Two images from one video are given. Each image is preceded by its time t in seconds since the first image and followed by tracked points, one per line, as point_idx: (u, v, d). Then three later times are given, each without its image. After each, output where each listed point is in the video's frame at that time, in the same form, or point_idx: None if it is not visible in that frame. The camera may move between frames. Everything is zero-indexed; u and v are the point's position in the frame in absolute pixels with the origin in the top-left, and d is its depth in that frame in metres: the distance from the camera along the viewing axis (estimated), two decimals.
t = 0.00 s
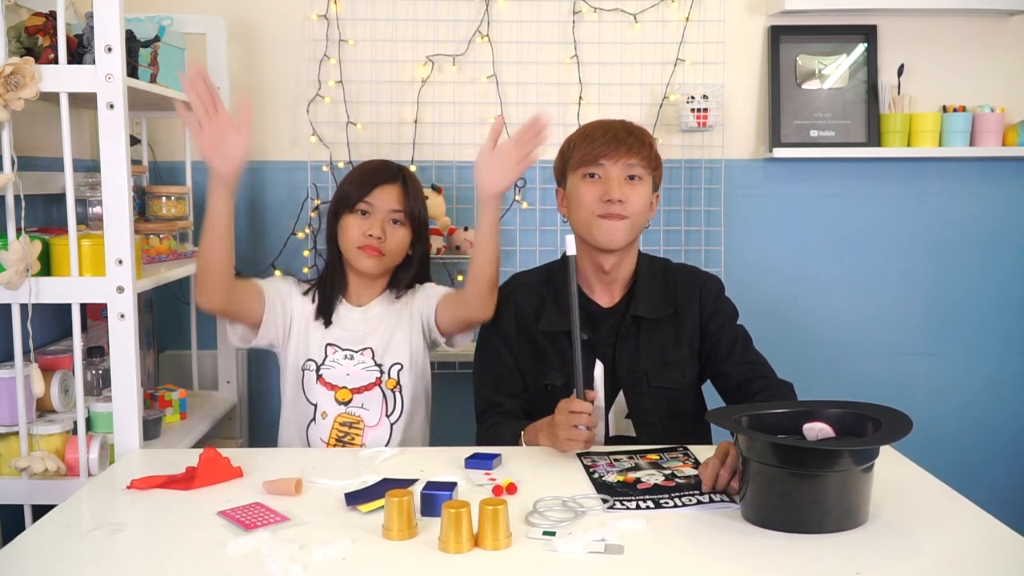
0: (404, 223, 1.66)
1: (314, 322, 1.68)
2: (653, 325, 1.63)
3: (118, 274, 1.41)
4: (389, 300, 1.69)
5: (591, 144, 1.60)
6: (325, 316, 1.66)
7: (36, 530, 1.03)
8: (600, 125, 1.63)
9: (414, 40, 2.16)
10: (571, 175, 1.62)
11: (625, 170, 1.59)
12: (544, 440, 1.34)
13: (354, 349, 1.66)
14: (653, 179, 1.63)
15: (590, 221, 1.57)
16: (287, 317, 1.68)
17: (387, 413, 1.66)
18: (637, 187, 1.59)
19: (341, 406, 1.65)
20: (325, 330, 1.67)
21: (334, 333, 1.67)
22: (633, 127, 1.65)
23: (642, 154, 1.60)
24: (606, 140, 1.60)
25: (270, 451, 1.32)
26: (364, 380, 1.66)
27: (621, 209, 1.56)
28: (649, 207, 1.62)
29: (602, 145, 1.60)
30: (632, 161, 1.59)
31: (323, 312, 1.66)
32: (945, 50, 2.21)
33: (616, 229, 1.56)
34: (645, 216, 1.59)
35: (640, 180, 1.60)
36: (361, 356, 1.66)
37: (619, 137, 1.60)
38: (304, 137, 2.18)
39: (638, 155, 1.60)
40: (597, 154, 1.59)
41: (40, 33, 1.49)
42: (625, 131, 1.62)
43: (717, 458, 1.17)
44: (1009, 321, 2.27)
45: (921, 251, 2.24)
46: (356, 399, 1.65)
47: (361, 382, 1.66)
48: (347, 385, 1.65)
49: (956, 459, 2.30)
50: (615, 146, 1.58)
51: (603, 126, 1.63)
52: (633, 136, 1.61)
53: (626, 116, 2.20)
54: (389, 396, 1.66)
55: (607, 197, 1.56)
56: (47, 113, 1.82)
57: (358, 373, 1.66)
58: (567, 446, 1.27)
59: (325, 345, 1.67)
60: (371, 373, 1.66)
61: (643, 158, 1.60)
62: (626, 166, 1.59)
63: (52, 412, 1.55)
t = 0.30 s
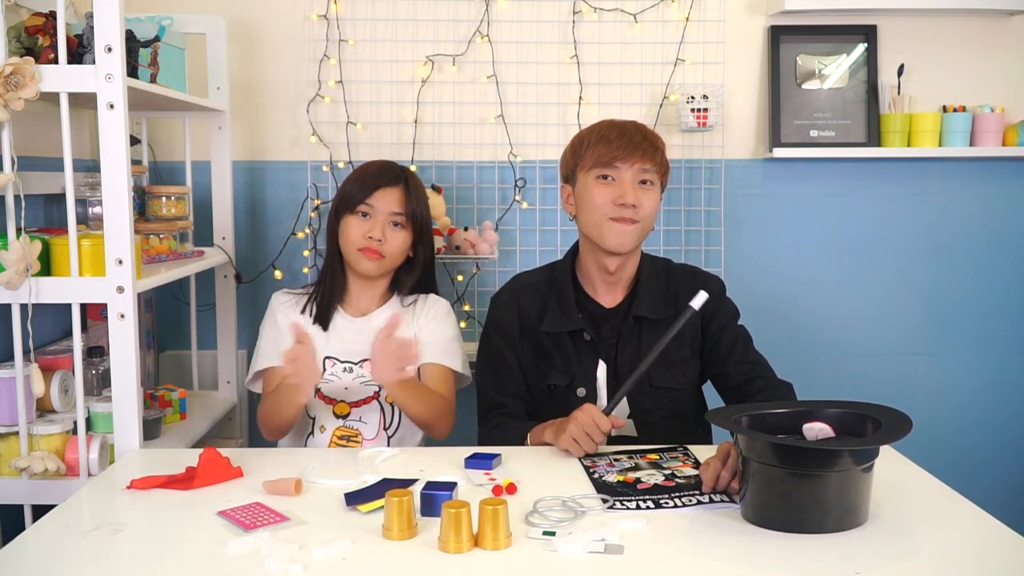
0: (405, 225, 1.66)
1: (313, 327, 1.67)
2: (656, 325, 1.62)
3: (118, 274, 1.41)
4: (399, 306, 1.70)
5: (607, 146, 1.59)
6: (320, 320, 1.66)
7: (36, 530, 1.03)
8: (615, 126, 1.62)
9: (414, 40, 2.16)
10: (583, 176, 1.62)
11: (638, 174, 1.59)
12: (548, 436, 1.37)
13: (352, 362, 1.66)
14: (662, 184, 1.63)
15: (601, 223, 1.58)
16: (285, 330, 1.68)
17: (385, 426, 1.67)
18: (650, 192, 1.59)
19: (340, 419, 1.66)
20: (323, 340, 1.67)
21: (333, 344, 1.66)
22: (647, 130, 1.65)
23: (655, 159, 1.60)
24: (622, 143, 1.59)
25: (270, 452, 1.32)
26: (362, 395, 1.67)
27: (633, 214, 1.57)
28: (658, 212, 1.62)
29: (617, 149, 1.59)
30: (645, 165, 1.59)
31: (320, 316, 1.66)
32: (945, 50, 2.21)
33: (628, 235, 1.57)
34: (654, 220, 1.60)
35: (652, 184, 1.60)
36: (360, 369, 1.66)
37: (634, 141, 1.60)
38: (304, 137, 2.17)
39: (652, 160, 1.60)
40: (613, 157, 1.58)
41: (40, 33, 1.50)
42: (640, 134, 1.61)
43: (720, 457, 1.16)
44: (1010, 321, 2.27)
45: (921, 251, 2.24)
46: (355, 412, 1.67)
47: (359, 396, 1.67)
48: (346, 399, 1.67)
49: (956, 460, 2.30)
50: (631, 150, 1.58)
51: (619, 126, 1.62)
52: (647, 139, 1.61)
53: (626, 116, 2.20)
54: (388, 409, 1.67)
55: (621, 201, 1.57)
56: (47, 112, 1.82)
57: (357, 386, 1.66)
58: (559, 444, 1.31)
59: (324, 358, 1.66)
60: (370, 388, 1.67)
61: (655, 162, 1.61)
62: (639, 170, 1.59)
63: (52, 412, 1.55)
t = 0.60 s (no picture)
0: (402, 225, 1.66)
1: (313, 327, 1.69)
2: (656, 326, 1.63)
3: (118, 274, 1.41)
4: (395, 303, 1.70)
5: (609, 148, 1.60)
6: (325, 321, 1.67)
7: (36, 529, 1.03)
8: (616, 127, 1.62)
9: (414, 40, 2.16)
10: (584, 177, 1.62)
11: (639, 176, 1.59)
12: (548, 437, 1.37)
13: (353, 362, 1.67)
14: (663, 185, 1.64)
15: (602, 225, 1.58)
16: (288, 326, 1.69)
17: (386, 425, 1.66)
18: (650, 194, 1.59)
19: (340, 418, 1.66)
20: (324, 340, 1.68)
21: (333, 342, 1.68)
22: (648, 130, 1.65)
23: (655, 160, 1.60)
24: (623, 145, 1.59)
25: (270, 452, 1.32)
26: (363, 394, 1.67)
27: (633, 216, 1.57)
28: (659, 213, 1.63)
29: (618, 150, 1.59)
30: (647, 167, 1.59)
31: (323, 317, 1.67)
32: (945, 50, 2.21)
33: (630, 237, 1.57)
34: (654, 222, 1.60)
35: (653, 186, 1.60)
36: (360, 369, 1.67)
37: (636, 143, 1.59)
38: (304, 137, 2.18)
39: (653, 162, 1.60)
40: (614, 160, 1.58)
41: (40, 33, 1.49)
42: (641, 135, 1.61)
43: (720, 457, 1.16)
44: (1010, 321, 2.27)
45: (921, 251, 2.24)
46: (355, 412, 1.66)
47: (360, 395, 1.67)
48: (346, 398, 1.66)
49: (957, 460, 2.30)
50: (632, 152, 1.58)
51: (619, 128, 1.62)
52: (648, 141, 1.61)
53: (626, 116, 2.20)
54: (389, 408, 1.67)
55: (621, 203, 1.57)
56: (47, 112, 1.82)
57: (357, 385, 1.67)
58: (557, 445, 1.30)
59: (325, 357, 1.68)
60: (370, 387, 1.67)
61: (656, 163, 1.60)
62: (640, 172, 1.59)
63: (52, 412, 1.55)
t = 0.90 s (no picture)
0: (401, 225, 1.65)
1: (312, 327, 1.67)
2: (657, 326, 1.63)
3: (118, 274, 1.41)
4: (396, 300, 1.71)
5: (587, 148, 1.60)
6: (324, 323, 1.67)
7: (37, 529, 1.03)
8: (599, 127, 1.62)
9: (414, 40, 2.16)
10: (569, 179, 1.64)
11: (620, 172, 1.58)
12: (548, 437, 1.37)
13: (353, 359, 1.66)
14: (653, 180, 1.61)
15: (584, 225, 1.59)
16: (286, 325, 1.67)
17: (386, 424, 1.66)
18: (632, 190, 1.58)
19: (340, 417, 1.65)
20: (324, 338, 1.67)
21: (333, 341, 1.66)
22: (635, 126, 1.63)
23: (636, 155, 1.58)
24: (602, 143, 1.59)
25: (270, 452, 1.32)
26: (363, 392, 1.66)
27: (613, 215, 1.57)
28: (650, 210, 1.61)
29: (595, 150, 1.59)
30: (626, 163, 1.58)
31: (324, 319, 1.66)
32: (945, 50, 2.21)
33: (610, 237, 1.56)
34: (643, 219, 1.59)
35: (635, 182, 1.58)
36: (361, 367, 1.66)
37: (615, 141, 1.59)
38: (304, 137, 2.18)
39: (634, 157, 1.58)
40: (590, 160, 1.59)
41: (40, 33, 1.49)
42: (622, 132, 1.60)
43: (720, 456, 1.16)
44: (1010, 320, 2.27)
45: (922, 251, 2.24)
46: (355, 410, 1.65)
47: (360, 393, 1.66)
48: (347, 396, 1.65)
49: (957, 459, 2.30)
50: (609, 149, 1.57)
51: (601, 128, 1.62)
52: (629, 137, 1.59)
53: (626, 116, 2.20)
54: (389, 407, 1.66)
55: (598, 203, 1.57)
56: (47, 113, 1.83)
57: (358, 384, 1.66)
58: (556, 445, 1.30)
59: (325, 355, 1.66)
60: (371, 385, 1.66)
61: (639, 159, 1.59)
62: (621, 168, 1.58)
63: (52, 412, 1.55)
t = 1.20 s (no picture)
0: (399, 222, 1.65)
1: (309, 338, 1.65)
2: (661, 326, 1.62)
3: (118, 274, 1.41)
4: (399, 307, 1.71)
5: (574, 151, 1.62)
6: (316, 330, 1.64)
7: (37, 530, 1.03)
8: (587, 130, 1.63)
9: (414, 40, 2.16)
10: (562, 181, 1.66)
11: (606, 172, 1.59)
12: (548, 436, 1.37)
13: (351, 373, 1.65)
14: (644, 177, 1.61)
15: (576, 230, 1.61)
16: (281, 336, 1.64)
17: (384, 435, 1.68)
18: (620, 190, 1.58)
19: (338, 430, 1.65)
20: (320, 350, 1.65)
21: (329, 354, 1.65)
22: (624, 124, 1.64)
23: (623, 153, 1.58)
24: (588, 145, 1.60)
25: (270, 453, 1.31)
26: (361, 406, 1.66)
27: (602, 216, 1.57)
28: (642, 207, 1.60)
29: (582, 151, 1.61)
30: (611, 163, 1.59)
31: (315, 325, 1.64)
32: (945, 50, 2.21)
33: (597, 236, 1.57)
34: (635, 217, 1.59)
35: (623, 181, 1.59)
36: (358, 380, 1.65)
37: (601, 141, 1.59)
38: (304, 137, 2.18)
39: (619, 156, 1.59)
40: (576, 163, 1.61)
41: (40, 33, 1.49)
42: (608, 132, 1.61)
43: (720, 457, 1.17)
44: (1010, 320, 2.27)
45: (922, 251, 2.24)
46: (353, 424, 1.66)
47: (358, 407, 1.66)
48: (344, 410, 1.66)
49: (956, 459, 2.30)
50: (594, 150, 1.59)
51: (590, 131, 1.63)
52: (614, 136, 1.60)
53: (626, 116, 2.20)
54: (387, 419, 1.67)
55: (584, 206, 1.58)
56: (47, 112, 1.83)
57: (355, 398, 1.66)
58: (557, 445, 1.30)
59: (321, 369, 1.65)
60: (369, 399, 1.66)
61: (626, 157, 1.59)
62: (607, 168, 1.59)
63: (52, 412, 1.55)
